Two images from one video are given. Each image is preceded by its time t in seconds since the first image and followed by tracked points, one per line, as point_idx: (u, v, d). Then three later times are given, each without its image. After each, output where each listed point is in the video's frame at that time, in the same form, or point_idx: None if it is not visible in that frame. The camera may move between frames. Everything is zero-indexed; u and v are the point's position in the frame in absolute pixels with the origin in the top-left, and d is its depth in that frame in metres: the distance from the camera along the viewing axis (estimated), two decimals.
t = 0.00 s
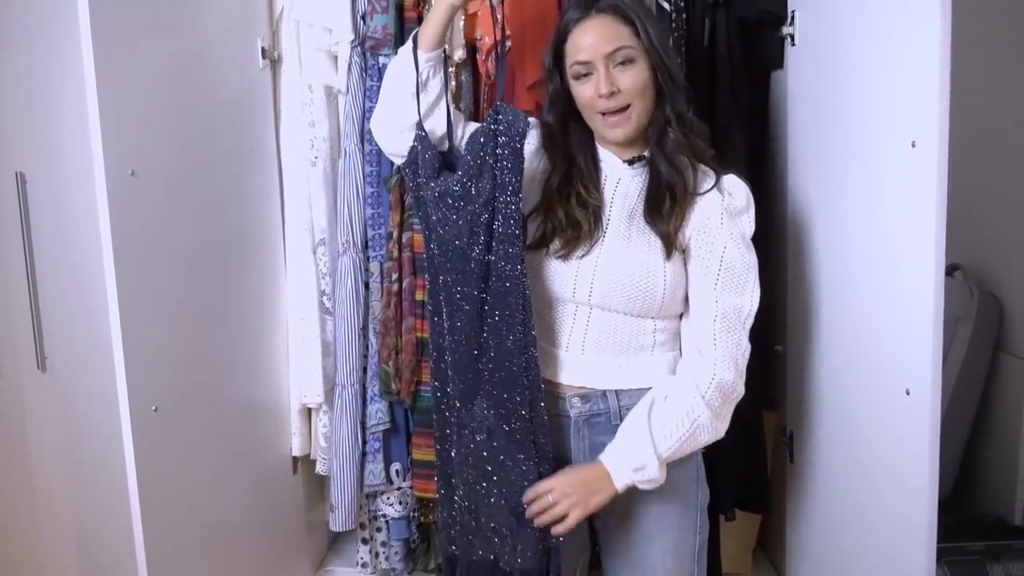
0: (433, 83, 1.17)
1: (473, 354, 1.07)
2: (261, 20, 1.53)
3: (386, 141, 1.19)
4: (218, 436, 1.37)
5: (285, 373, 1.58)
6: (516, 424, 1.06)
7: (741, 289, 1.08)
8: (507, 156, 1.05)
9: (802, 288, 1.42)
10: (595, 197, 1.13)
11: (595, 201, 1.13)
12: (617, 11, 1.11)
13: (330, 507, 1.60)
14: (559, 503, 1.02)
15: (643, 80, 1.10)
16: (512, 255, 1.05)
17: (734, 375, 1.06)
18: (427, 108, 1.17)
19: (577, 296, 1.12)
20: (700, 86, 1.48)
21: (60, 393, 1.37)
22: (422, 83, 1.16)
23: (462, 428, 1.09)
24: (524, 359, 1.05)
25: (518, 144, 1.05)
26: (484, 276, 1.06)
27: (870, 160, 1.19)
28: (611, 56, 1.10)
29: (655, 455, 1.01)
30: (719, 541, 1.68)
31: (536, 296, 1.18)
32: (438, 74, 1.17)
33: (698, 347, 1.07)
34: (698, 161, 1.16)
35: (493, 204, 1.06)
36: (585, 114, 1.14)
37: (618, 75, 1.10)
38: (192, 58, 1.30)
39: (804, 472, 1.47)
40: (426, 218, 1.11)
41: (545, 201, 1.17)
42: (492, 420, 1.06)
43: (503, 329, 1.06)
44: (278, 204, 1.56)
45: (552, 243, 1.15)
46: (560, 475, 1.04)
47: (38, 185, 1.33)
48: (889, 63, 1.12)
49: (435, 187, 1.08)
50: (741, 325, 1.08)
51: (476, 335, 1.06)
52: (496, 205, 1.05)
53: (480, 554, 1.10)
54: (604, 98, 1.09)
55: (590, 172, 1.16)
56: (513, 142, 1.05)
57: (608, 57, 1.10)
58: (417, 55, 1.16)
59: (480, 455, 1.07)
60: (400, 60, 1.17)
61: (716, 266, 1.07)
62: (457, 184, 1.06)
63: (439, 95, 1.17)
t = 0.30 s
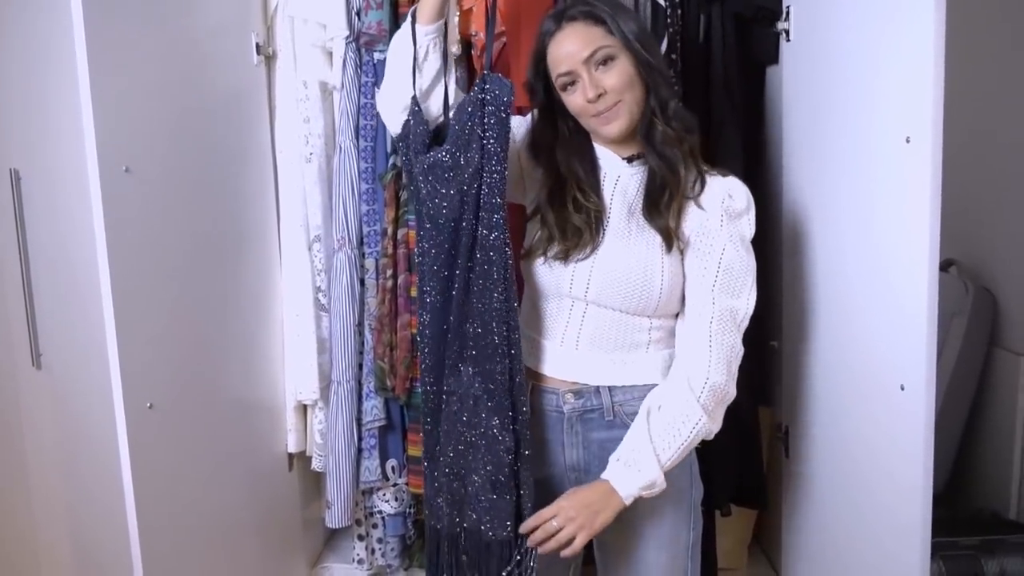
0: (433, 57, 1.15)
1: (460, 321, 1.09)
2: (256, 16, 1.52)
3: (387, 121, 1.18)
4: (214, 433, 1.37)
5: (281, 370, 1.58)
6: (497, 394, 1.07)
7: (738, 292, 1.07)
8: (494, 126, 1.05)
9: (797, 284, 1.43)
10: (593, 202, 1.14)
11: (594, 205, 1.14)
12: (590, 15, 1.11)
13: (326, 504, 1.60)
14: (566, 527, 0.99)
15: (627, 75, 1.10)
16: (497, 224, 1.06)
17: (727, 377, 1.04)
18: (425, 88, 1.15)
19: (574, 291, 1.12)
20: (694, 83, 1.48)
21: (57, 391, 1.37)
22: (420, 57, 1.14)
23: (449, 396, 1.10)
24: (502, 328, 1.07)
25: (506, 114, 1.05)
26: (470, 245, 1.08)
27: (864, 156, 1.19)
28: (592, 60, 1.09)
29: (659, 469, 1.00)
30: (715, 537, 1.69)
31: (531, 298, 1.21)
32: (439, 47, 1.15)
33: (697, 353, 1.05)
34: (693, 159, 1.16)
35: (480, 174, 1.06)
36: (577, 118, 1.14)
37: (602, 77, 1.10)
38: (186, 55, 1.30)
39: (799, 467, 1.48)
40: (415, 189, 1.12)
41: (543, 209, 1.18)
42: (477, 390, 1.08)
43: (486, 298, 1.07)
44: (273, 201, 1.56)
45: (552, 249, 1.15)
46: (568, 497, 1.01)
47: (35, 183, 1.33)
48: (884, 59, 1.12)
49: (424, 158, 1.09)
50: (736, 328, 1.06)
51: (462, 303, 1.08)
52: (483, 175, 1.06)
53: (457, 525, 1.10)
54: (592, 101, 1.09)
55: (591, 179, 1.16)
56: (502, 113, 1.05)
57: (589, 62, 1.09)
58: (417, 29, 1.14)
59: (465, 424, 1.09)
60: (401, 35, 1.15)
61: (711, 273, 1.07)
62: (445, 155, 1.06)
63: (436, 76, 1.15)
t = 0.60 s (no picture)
0: (436, 46, 1.15)
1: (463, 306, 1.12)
2: (251, 19, 1.52)
3: (392, 112, 1.19)
4: (214, 436, 1.37)
5: (279, 373, 1.58)
6: (499, 381, 1.09)
7: (729, 293, 1.05)
8: (501, 117, 1.08)
9: (795, 283, 1.43)
10: (588, 202, 1.15)
11: (590, 206, 1.14)
12: (582, 18, 1.11)
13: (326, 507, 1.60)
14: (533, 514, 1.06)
15: (619, 79, 1.10)
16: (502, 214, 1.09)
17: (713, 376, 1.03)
18: (430, 76, 1.16)
19: (569, 291, 1.12)
20: (690, 83, 1.48)
21: (54, 395, 1.37)
22: (424, 48, 1.14)
23: (454, 382, 1.13)
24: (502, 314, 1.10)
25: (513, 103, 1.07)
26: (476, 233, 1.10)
27: (860, 154, 1.19)
28: (583, 64, 1.09)
29: (632, 464, 1.02)
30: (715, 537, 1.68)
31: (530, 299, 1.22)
32: (443, 36, 1.15)
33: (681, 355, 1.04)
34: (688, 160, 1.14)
35: (486, 164, 1.08)
36: (573, 122, 1.14)
37: (594, 80, 1.10)
38: (182, 58, 1.30)
39: (799, 466, 1.48)
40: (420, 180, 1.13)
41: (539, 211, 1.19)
42: (478, 378, 1.09)
43: (490, 286, 1.09)
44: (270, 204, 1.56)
45: (546, 249, 1.15)
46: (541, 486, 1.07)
47: (30, 187, 1.33)
48: (879, 56, 1.12)
49: (430, 148, 1.10)
50: (726, 330, 1.05)
51: (465, 290, 1.11)
52: (488, 165, 1.09)
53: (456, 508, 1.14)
54: (584, 106, 1.09)
55: (587, 180, 1.17)
56: (508, 102, 1.07)
57: (581, 66, 1.09)
58: (420, 20, 1.14)
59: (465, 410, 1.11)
60: (405, 27, 1.16)
61: (701, 273, 1.05)
62: (452, 144, 1.08)
63: (442, 64, 1.16)
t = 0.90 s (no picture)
0: (442, 45, 1.20)
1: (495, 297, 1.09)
2: (262, 20, 1.53)
3: (403, 112, 1.25)
4: (221, 436, 1.37)
5: (287, 374, 1.58)
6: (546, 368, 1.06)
7: (757, 290, 1.08)
8: (504, 104, 1.12)
9: (804, 288, 1.43)
10: (592, 205, 1.15)
11: (594, 210, 1.14)
12: (593, 19, 1.11)
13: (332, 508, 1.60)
14: (644, 492, 0.96)
15: (626, 82, 1.10)
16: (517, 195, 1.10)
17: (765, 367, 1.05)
18: (436, 76, 1.21)
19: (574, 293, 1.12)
20: (700, 87, 1.48)
21: (63, 394, 1.38)
22: (431, 46, 1.20)
23: (497, 372, 1.09)
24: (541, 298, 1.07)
25: (514, 87, 1.11)
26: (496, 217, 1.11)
27: (870, 158, 1.19)
28: (592, 65, 1.09)
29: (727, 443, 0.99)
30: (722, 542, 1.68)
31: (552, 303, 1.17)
32: (449, 35, 1.21)
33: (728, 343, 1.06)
34: (695, 165, 1.14)
35: (495, 151, 1.12)
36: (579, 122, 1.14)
37: (602, 83, 1.10)
38: (193, 60, 1.31)
39: (807, 472, 1.47)
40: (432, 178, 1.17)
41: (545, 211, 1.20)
42: (524, 364, 1.07)
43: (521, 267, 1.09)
44: (280, 204, 1.57)
45: (556, 245, 1.14)
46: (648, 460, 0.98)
47: (41, 187, 1.33)
48: (889, 61, 1.13)
49: (440, 141, 1.15)
50: (761, 328, 1.07)
51: (496, 277, 1.09)
52: (498, 151, 1.12)
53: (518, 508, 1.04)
54: (591, 108, 1.09)
55: (592, 182, 1.17)
56: (512, 89, 1.11)
57: (589, 67, 1.10)
58: (426, 21, 1.20)
59: (518, 399, 1.07)
60: (413, 30, 1.23)
61: (731, 268, 1.07)
62: (458, 137, 1.12)
63: (447, 63, 1.21)
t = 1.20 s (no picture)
0: (437, 50, 1.24)
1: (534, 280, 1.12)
2: (272, 17, 1.53)
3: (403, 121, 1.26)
4: (229, 432, 1.37)
5: (296, 371, 1.59)
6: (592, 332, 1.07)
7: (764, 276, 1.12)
8: (507, 93, 1.17)
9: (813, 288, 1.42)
10: (601, 203, 1.14)
11: (604, 208, 1.14)
12: (598, 19, 1.11)
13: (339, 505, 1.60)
14: (739, 408, 1.00)
15: (633, 83, 1.10)
16: (536, 170, 1.13)
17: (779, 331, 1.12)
18: (437, 78, 1.24)
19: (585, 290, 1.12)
20: (710, 87, 1.47)
21: (72, 389, 1.39)
22: (428, 51, 1.23)
23: (550, 344, 1.09)
24: (580, 268, 1.08)
25: (515, 77, 1.17)
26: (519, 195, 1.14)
27: (880, 158, 1.19)
28: (598, 67, 1.09)
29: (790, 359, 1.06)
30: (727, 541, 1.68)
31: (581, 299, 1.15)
32: (441, 41, 1.24)
33: (749, 326, 1.08)
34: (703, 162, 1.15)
35: (506, 137, 1.16)
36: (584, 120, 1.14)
37: (609, 84, 1.09)
38: (203, 56, 1.31)
39: (815, 471, 1.47)
40: (448, 183, 1.21)
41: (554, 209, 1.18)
42: (575, 335, 1.07)
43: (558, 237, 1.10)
44: (289, 200, 1.57)
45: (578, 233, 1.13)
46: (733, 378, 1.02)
47: (52, 183, 1.34)
48: (900, 61, 1.12)
49: (450, 139, 1.20)
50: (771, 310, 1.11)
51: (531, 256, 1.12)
52: (509, 137, 1.16)
53: (608, 483, 1.01)
54: (598, 110, 1.09)
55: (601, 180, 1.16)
56: (512, 79, 1.17)
57: (596, 69, 1.09)
58: (420, 27, 1.23)
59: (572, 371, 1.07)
60: (408, 38, 1.25)
61: (746, 259, 1.09)
62: (467, 132, 1.17)
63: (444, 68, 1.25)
